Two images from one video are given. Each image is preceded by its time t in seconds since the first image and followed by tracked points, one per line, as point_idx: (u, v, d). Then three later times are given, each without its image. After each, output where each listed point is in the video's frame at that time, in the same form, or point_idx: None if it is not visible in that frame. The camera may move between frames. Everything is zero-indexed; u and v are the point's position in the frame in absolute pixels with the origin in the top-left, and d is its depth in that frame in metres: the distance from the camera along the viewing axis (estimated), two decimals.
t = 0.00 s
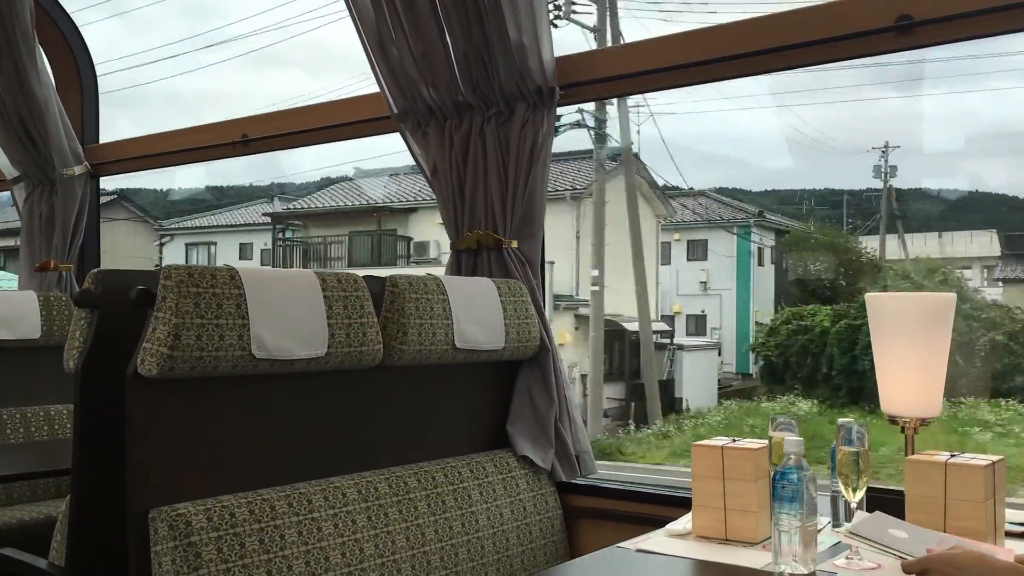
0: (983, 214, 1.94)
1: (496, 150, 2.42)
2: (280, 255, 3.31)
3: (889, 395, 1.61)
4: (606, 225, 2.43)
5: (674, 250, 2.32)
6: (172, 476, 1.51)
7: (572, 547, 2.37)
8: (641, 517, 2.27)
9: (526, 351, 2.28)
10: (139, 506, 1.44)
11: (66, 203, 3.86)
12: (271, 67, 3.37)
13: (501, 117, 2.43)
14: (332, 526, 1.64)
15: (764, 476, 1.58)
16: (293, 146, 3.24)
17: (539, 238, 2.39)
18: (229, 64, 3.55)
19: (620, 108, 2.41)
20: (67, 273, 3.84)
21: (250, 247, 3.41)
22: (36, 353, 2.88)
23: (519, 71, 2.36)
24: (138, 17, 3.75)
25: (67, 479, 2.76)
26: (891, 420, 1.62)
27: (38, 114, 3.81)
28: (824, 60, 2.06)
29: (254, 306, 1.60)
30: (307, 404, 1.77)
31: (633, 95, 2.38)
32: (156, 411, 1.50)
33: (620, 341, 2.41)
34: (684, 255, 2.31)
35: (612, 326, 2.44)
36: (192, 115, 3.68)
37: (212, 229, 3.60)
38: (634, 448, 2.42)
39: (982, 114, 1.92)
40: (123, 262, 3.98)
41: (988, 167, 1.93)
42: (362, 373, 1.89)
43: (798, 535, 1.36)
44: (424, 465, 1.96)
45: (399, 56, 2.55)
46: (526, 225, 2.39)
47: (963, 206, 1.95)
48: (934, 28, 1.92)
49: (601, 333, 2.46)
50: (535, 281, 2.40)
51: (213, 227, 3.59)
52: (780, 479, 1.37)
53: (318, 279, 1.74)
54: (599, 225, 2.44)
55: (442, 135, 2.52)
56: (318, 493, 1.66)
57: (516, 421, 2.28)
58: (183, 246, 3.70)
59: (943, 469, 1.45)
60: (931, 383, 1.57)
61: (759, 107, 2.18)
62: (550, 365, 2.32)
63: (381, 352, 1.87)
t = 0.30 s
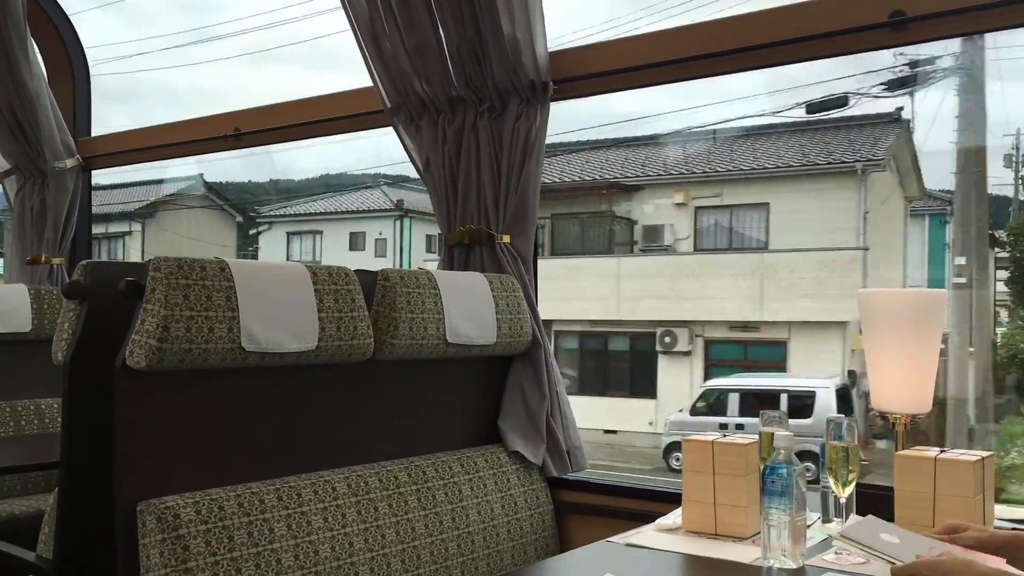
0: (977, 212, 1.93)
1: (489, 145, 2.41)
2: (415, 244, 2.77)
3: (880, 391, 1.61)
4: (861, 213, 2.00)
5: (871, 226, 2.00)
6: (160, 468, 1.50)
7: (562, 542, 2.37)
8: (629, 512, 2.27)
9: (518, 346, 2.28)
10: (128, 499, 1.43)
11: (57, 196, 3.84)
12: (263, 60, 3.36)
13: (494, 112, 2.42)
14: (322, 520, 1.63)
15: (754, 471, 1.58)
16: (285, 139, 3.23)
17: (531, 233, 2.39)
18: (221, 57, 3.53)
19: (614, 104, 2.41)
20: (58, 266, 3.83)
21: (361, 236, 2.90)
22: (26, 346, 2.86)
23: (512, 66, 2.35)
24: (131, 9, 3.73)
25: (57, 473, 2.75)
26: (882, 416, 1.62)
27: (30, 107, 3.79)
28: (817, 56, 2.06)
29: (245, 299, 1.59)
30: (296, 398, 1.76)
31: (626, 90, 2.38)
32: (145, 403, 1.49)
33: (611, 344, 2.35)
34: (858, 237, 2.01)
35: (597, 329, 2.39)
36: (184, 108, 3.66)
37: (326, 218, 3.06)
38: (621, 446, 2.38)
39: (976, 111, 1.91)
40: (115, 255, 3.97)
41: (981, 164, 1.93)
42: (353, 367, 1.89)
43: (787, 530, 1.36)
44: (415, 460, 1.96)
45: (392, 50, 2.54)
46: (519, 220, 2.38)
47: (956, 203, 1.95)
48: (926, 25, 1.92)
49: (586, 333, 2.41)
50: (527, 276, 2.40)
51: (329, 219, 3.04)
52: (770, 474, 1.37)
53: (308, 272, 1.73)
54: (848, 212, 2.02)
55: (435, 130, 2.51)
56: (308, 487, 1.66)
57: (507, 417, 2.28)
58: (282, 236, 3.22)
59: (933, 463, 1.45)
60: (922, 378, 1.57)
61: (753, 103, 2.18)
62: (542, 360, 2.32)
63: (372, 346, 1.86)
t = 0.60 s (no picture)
0: (976, 210, 1.93)
1: (487, 141, 2.41)
2: (589, 234, 2.44)
3: (876, 390, 1.61)
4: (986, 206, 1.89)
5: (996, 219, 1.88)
6: (155, 463, 1.50)
7: (557, 538, 2.37)
8: (624, 509, 2.27)
9: (514, 343, 2.28)
10: (122, 494, 1.43)
11: (53, 190, 3.83)
12: (260, 55, 3.35)
13: (491, 108, 2.42)
14: (317, 515, 1.63)
15: (750, 468, 1.58)
16: (282, 134, 3.22)
17: (528, 230, 2.39)
18: (219, 52, 3.52)
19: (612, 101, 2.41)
20: (53, 260, 3.82)
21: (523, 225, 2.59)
22: (22, 340, 2.86)
23: (510, 62, 2.35)
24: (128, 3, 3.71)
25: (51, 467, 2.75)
26: (877, 414, 1.62)
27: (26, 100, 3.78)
28: (814, 54, 2.06)
29: (241, 294, 1.59)
30: (292, 393, 1.76)
31: (624, 87, 2.38)
32: (140, 397, 1.48)
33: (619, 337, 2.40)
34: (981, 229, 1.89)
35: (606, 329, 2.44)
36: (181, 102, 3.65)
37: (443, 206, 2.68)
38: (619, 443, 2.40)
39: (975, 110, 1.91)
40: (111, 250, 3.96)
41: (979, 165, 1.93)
42: (348, 363, 1.89)
43: (782, 528, 1.36)
44: (411, 456, 1.96)
45: (390, 45, 2.53)
46: (516, 216, 2.38)
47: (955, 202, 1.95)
48: (924, 23, 1.92)
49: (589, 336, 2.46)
50: (524, 272, 2.40)
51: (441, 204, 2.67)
52: (765, 472, 1.37)
53: (305, 267, 1.73)
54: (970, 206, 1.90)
55: (432, 125, 2.51)
56: (303, 482, 1.66)
57: (503, 413, 2.28)
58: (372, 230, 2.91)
59: (928, 462, 1.45)
60: (918, 377, 1.58)
61: (750, 100, 2.18)
62: (538, 356, 2.32)
63: (369, 341, 1.86)
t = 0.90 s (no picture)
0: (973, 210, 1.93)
1: (484, 139, 2.41)
2: (773, 223, 2.13)
3: (871, 388, 1.61)
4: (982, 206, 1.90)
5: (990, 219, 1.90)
6: (151, 460, 1.50)
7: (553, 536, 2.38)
8: (620, 507, 2.27)
9: (511, 341, 2.28)
10: (118, 492, 1.43)
11: (49, 188, 3.83)
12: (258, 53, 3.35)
13: (488, 106, 2.42)
14: (313, 513, 1.63)
15: (745, 466, 1.58)
16: (279, 133, 3.22)
17: (525, 228, 2.39)
18: (216, 50, 3.52)
19: (609, 99, 2.41)
20: (50, 258, 3.82)
21: (689, 214, 2.26)
22: (19, 338, 2.85)
23: (507, 60, 2.35)
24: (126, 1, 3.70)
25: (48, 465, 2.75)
26: (872, 412, 1.62)
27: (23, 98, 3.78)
28: (811, 52, 2.06)
29: (237, 291, 1.59)
30: (287, 391, 1.76)
31: (620, 85, 2.38)
32: (135, 395, 1.48)
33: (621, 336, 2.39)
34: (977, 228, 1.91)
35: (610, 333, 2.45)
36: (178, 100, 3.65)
37: (642, 192, 2.35)
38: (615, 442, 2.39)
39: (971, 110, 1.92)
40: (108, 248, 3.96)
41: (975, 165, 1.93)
42: (344, 361, 1.89)
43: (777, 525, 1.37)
44: (407, 454, 1.96)
45: (387, 43, 2.53)
46: (513, 214, 2.38)
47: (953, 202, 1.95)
48: (920, 22, 1.92)
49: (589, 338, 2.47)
50: (520, 271, 2.40)
51: (641, 190, 2.35)
52: (760, 469, 1.38)
53: (301, 265, 1.73)
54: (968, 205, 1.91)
55: (429, 123, 2.51)
56: (299, 479, 1.66)
57: (500, 412, 2.28)
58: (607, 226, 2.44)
59: (923, 459, 1.45)
60: (913, 375, 1.58)
61: (747, 99, 2.18)
62: (535, 355, 2.32)
63: (364, 339, 1.86)
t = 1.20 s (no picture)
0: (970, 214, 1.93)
1: (480, 141, 2.41)
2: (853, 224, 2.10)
3: (867, 390, 1.62)
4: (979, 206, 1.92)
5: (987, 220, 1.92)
6: (146, 462, 1.49)
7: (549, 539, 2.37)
8: (616, 511, 2.27)
9: (507, 344, 2.27)
10: (113, 495, 1.42)
11: (46, 190, 3.82)
12: (256, 55, 3.34)
13: (485, 109, 2.42)
14: (308, 515, 1.63)
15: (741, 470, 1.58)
16: (277, 135, 3.22)
17: (521, 231, 2.39)
18: (214, 52, 3.51)
19: (607, 102, 2.42)
20: (47, 260, 3.82)
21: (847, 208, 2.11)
22: (14, 340, 2.85)
23: (504, 63, 2.35)
24: (123, 1, 3.70)
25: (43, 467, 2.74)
26: (868, 415, 1.62)
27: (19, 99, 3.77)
28: (808, 56, 2.06)
29: (233, 294, 1.58)
30: (283, 394, 1.75)
31: (620, 89, 2.38)
32: (131, 398, 1.48)
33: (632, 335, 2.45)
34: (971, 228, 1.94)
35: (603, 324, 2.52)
36: (176, 101, 3.64)
37: (874, 177, 2.08)
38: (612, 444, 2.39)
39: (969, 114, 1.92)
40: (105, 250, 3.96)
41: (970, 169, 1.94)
42: (340, 364, 1.88)
43: (773, 529, 1.37)
44: (403, 456, 1.96)
45: (384, 46, 2.53)
46: (510, 217, 2.38)
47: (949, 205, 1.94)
48: (917, 26, 1.92)
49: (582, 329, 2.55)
50: (517, 273, 2.40)
51: (793, 180, 2.18)
52: (755, 472, 1.39)
53: (297, 267, 1.73)
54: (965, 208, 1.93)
55: (426, 126, 2.51)
56: (294, 482, 1.65)
57: (496, 414, 2.28)
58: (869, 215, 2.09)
59: (919, 463, 1.45)
60: (909, 379, 1.58)
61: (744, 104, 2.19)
62: (531, 357, 2.32)
63: (361, 342, 1.86)
